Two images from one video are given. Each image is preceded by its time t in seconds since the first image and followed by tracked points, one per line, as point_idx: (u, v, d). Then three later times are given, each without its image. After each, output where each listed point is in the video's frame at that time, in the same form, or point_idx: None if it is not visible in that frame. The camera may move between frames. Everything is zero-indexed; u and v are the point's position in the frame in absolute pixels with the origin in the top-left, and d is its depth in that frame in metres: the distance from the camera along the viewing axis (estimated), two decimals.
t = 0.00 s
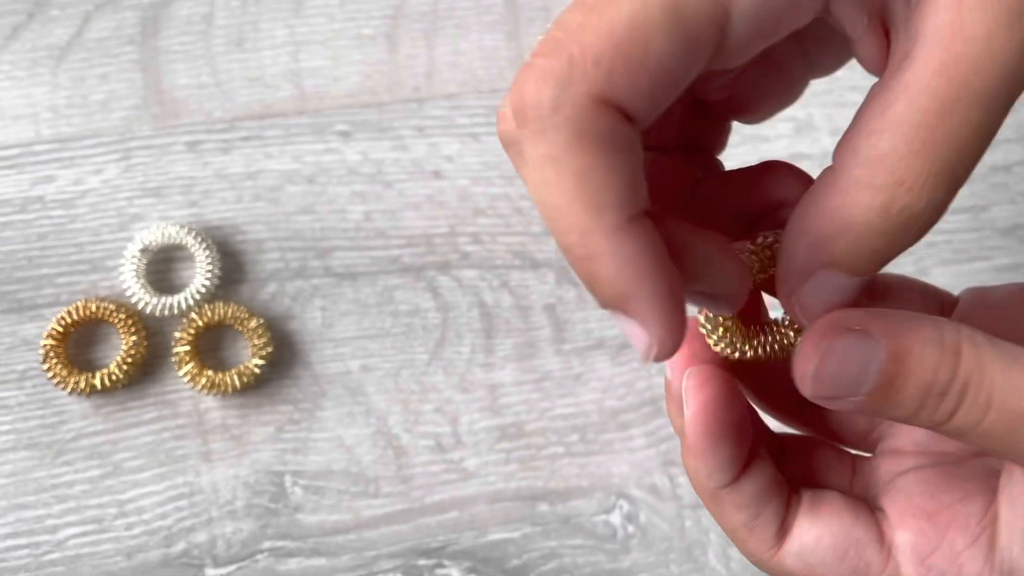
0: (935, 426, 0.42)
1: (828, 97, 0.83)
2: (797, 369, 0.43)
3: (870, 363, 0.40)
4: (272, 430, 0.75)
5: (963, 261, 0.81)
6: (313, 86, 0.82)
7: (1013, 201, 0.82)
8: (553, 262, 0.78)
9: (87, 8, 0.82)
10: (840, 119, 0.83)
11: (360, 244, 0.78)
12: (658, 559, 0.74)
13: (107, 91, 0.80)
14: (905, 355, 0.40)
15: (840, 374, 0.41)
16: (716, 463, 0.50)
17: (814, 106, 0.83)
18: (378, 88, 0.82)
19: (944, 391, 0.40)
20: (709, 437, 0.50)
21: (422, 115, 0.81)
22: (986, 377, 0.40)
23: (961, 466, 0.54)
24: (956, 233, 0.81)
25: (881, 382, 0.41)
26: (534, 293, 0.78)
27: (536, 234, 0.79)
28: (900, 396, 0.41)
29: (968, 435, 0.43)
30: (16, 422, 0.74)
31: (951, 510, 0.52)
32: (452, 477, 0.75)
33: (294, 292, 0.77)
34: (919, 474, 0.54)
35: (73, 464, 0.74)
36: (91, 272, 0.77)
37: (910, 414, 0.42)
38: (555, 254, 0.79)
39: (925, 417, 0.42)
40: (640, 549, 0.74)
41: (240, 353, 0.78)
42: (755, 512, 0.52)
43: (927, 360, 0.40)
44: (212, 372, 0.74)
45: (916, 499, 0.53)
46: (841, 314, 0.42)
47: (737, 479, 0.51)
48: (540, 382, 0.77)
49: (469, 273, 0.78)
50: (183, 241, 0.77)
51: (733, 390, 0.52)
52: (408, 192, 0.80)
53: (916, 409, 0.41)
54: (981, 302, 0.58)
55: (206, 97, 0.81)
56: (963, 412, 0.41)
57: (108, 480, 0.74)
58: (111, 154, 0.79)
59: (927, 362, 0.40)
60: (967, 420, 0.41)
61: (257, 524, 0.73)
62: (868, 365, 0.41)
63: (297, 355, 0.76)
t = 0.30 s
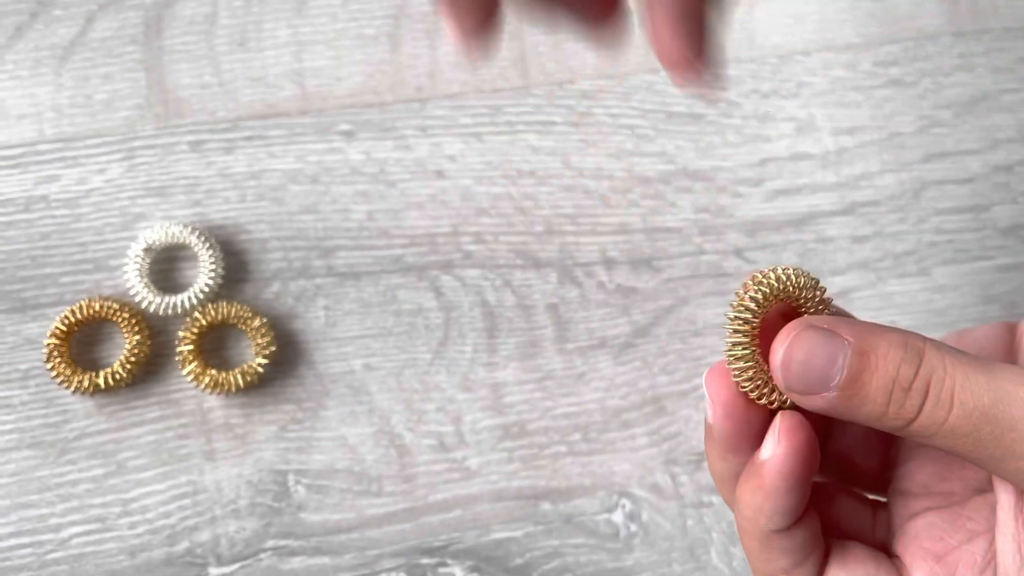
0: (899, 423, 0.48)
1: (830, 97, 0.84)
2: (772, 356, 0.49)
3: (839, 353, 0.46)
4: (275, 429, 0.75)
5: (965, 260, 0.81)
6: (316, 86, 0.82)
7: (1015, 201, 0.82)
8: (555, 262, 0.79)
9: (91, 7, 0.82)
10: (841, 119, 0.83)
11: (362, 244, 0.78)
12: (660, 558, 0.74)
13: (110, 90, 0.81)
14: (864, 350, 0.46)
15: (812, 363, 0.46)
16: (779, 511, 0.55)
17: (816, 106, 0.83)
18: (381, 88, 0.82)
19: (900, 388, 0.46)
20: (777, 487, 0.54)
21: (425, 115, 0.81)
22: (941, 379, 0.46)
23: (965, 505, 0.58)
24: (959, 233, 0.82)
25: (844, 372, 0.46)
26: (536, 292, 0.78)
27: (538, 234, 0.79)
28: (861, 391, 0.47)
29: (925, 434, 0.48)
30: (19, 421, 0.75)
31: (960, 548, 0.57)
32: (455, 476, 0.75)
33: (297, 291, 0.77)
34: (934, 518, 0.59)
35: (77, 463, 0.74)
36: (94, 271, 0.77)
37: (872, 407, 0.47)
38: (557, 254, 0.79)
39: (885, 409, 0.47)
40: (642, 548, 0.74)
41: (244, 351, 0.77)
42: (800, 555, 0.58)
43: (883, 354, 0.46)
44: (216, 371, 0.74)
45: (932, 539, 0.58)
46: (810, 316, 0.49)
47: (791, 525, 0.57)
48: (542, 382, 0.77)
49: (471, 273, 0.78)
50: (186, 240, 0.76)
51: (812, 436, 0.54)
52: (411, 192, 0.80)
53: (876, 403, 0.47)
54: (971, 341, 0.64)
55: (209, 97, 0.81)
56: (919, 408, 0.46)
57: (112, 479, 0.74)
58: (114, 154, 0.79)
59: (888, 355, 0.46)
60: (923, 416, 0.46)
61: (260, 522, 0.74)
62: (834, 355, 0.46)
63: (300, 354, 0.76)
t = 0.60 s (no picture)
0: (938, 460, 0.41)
1: (831, 100, 0.83)
2: (793, 384, 0.46)
3: (854, 379, 0.42)
4: (276, 433, 0.75)
5: (966, 263, 0.81)
6: (316, 89, 0.82)
7: (1016, 204, 0.82)
8: (555, 265, 0.79)
9: (90, 10, 0.82)
10: (842, 122, 0.83)
11: (362, 247, 0.78)
12: (660, 563, 0.74)
13: (110, 94, 0.81)
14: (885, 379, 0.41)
15: (827, 390, 0.43)
16: (805, 534, 0.52)
17: (817, 109, 0.83)
18: (381, 91, 0.82)
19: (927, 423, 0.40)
20: (801, 510, 0.51)
21: (425, 118, 0.81)
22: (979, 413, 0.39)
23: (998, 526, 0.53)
24: (960, 236, 0.81)
25: (861, 402, 0.42)
26: (536, 296, 0.78)
27: (538, 237, 0.79)
28: (883, 423, 0.42)
29: (973, 471, 0.41)
30: (19, 425, 0.74)
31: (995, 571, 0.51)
32: (455, 480, 0.75)
33: (297, 295, 0.77)
34: (963, 538, 0.54)
35: (76, 467, 0.74)
36: (94, 275, 0.77)
37: (903, 442, 0.42)
38: (558, 257, 0.79)
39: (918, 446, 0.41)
40: (643, 553, 0.74)
41: (244, 355, 0.77)
42: None
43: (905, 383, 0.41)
44: (215, 375, 0.74)
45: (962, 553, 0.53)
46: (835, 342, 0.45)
47: (818, 551, 0.53)
48: (543, 385, 0.77)
49: (471, 276, 0.78)
50: (186, 244, 0.76)
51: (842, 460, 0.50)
52: (411, 195, 0.80)
53: (906, 438, 0.41)
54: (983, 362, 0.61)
55: (210, 100, 0.81)
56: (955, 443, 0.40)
57: (112, 483, 0.74)
58: (114, 157, 0.79)
59: (912, 383, 0.41)
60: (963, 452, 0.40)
61: (260, 527, 0.73)
62: (851, 383, 0.42)
63: (300, 358, 0.76)
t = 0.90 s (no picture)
0: (970, 504, 0.45)
1: (830, 104, 0.83)
2: (822, 429, 0.49)
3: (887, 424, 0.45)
4: (273, 438, 0.74)
5: (966, 267, 0.81)
6: (313, 94, 0.81)
7: (1016, 208, 0.82)
8: (554, 269, 0.79)
9: (88, 14, 0.81)
10: (841, 126, 0.83)
11: (360, 251, 0.78)
12: (659, 568, 0.74)
13: (108, 97, 0.80)
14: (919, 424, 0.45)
15: (859, 434, 0.46)
16: None
17: (816, 113, 0.83)
18: (379, 95, 0.81)
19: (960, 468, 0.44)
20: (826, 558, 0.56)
21: (423, 122, 0.81)
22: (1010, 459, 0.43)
23: None
24: (960, 239, 0.81)
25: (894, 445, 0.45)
26: (535, 300, 0.78)
27: (536, 241, 0.79)
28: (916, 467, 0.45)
29: (1005, 517, 0.45)
30: (15, 430, 0.74)
31: None
32: (453, 485, 0.75)
33: (295, 299, 0.77)
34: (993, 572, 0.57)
35: (73, 472, 0.73)
36: (91, 280, 0.77)
37: (934, 486, 0.45)
38: (556, 261, 0.79)
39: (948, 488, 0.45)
40: (641, 558, 0.74)
41: (241, 360, 0.77)
42: None
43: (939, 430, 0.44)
44: (212, 380, 0.73)
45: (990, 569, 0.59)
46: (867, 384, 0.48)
47: None
48: (541, 390, 0.76)
49: (469, 280, 0.78)
50: (182, 248, 0.76)
51: (863, 511, 0.55)
52: (409, 199, 0.79)
53: (937, 481, 0.45)
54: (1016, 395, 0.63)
55: (207, 104, 0.81)
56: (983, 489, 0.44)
57: (108, 488, 0.73)
58: (111, 161, 0.79)
59: (945, 429, 0.44)
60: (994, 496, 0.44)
61: (257, 532, 0.73)
62: (885, 428, 0.45)
63: (297, 362, 0.76)
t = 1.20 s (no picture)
0: (998, 495, 0.42)
1: (830, 109, 0.84)
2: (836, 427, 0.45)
3: (914, 413, 0.41)
4: (278, 441, 0.75)
5: (966, 271, 0.81)
6: (318, 99, 0.82)
7: (1016, 212, 0.83)
8: (556, 273, 0.79)
9: (94, 20, 0.82)
10: (842, 131, 0.83)
11: (364, 256, 0.79)
12: (661, 570, 0.74)
13: (114, 103, 0.81)
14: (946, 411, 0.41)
15: (883, 426, 0.42)
16: None
17: (817, 118, 0.83)
18: (383, 100, 0.82)
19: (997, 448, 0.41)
20: None
21: (427, 127, 0.81)
22: None
23: None
24: (960, 243, 0.82)
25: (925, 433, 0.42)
26: (538, 304, 0.79)
27: (539, 245, 0.80)
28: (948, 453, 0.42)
29: None
30: (22, 434, 0.74)
31: None
32: (456, 487, 0.75)
33: (300, 303, 0.78)
34: None
35: (79, 475, 0.74)
36: (97, 284, 0.78)
37: (964, 475, 0.42)
38: (559, 265, 0.79)
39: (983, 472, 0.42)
40: (643, 560, 0.74)
41: (246, 364, 0.77)
42: None
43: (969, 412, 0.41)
44: (217, 384, 0.74)
45: (992, 565, 0.56)
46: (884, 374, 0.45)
47: None
48: (544, 393, 0.77)
49: (473, 284, 0.79)
50: (188, 252, 0.77)
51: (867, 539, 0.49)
52: (412, 203, 0.80)
53: (968, 468, 0.42)
54: None
55: (213, 109, 0.81)
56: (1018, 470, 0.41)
57: (114, 491, 0.73)
58: (117, 166, 0.80)
59: (976, 412, 0.41)
60: None
61: (262, 534, 0.74)
62: (911, 416, 0.42)
63: (302, 365, 0.76)
